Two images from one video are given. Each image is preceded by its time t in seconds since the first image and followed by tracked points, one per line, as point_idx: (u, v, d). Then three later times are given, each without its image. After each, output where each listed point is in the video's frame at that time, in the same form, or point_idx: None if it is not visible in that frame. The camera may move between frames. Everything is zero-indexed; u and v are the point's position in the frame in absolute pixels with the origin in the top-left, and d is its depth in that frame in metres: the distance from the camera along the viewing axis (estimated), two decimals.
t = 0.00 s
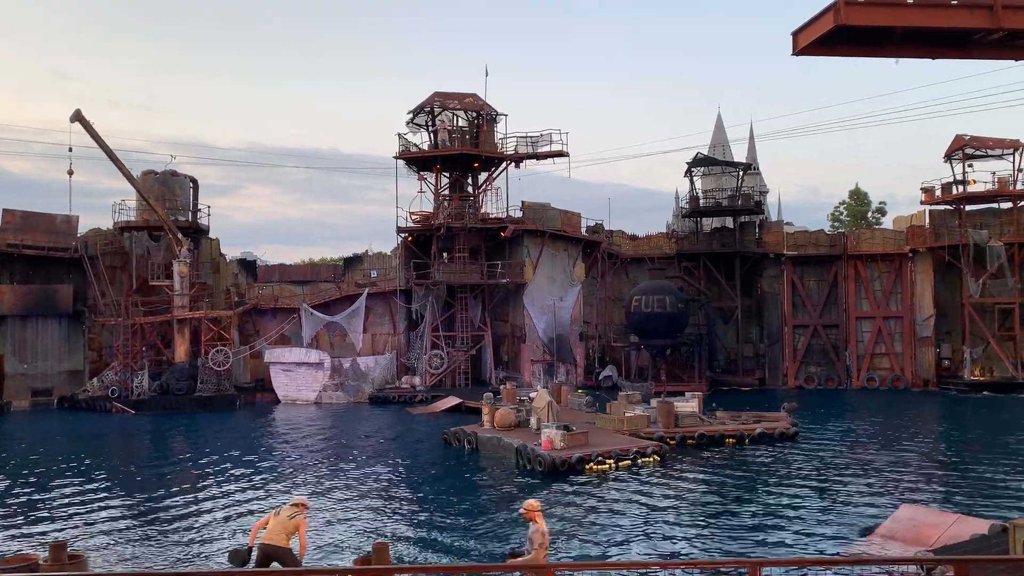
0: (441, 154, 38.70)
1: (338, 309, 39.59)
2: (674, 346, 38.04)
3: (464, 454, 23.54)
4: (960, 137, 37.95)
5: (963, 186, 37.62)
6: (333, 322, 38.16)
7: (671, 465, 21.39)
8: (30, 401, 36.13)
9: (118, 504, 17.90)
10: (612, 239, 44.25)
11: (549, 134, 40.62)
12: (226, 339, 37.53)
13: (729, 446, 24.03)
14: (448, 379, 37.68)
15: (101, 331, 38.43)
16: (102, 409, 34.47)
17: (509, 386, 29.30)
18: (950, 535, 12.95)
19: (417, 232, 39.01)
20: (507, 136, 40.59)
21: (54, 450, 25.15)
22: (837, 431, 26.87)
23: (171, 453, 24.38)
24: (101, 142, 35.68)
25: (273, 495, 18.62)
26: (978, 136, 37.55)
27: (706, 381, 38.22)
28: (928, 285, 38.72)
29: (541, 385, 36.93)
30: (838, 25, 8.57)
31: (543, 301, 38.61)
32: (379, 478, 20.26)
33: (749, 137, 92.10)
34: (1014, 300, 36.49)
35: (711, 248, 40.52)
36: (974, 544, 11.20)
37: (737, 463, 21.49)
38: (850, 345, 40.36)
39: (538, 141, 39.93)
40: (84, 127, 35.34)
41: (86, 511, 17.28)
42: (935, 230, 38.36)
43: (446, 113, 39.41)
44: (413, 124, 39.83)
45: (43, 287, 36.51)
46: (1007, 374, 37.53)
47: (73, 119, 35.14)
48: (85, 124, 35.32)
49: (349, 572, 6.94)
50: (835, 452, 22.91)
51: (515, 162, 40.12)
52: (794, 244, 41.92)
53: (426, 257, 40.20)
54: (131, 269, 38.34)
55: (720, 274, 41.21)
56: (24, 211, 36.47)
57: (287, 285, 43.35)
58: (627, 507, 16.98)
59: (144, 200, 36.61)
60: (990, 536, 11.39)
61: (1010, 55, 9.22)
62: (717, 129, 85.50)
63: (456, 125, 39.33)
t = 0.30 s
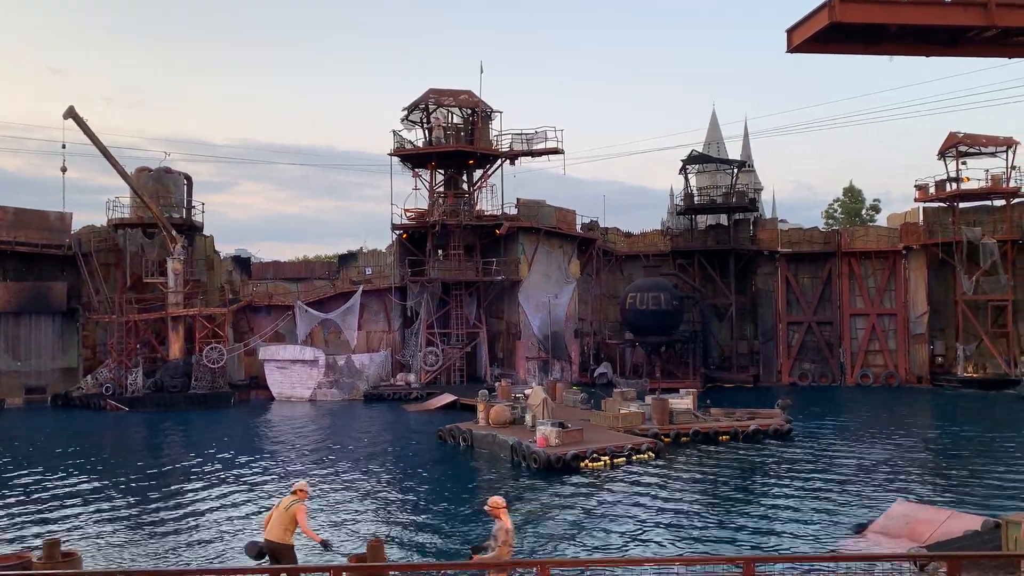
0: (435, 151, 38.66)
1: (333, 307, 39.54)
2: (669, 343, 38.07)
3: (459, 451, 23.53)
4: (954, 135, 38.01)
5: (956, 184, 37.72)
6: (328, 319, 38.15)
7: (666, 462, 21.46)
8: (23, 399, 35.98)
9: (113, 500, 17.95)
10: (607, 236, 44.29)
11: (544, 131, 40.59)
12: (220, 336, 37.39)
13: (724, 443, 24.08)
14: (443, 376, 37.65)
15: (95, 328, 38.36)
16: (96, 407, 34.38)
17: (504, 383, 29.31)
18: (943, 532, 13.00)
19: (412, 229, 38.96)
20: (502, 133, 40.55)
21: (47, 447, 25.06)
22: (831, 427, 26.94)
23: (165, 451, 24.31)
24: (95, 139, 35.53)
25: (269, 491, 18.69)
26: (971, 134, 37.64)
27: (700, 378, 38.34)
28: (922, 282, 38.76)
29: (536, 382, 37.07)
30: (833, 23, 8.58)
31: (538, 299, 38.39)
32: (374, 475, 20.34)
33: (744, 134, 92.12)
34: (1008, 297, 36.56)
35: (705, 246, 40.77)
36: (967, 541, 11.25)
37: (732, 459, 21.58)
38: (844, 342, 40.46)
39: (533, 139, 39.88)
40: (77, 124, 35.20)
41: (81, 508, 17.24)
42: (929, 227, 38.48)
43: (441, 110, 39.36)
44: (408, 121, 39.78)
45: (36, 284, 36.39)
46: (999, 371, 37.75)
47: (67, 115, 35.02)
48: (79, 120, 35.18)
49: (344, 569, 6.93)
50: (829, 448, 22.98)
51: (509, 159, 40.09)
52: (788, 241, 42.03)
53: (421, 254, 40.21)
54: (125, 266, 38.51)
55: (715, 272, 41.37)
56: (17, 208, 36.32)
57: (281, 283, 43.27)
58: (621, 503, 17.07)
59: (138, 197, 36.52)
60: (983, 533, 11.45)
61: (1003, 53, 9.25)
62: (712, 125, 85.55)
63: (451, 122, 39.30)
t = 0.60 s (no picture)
0: (429, 151, 38.62)
1: (326, 306, 39.48)
2: (663, 342, 38.06)
3: (452, 451, 23.52)
4: (946, 135, 38.15)
5: (949, 184, 37.85)
6: (322, 318, 38.06)
7: (659, 461, 21.51)
8: (15, 399, 35.82)
9: (106, 500, 17.91)
10: (601, 236, 44.34)
11: (538, 130, 40.58)
12: (213, 335, 37.33)
13: (717, 442, 24.13)
14: (437, 376, 37.61)
15: (88, 328, 38.24)
16: (89, 406, 34.24)
17: (498, 382, 29.29)
18: (935, 531, 13.03)
19: (406, 228, 38.93)
20: (496, 132, 40.52)
21: (39, 447, 24.94)
22: (824, 426, 27.03)
23: (158, 450, 24.21)
24: (87, 137, 35.40)
25: (261, 491, 18.65)
26: (964, 134, 37.79)
27: (694, 377, 38.37)
28: (915, 282, 38.77)
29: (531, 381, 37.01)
30: (826, 23, 8.59)
31: (532, 299, 38.50)
32: (368, 474, 20.34)
33: (738, 134, 92.28)
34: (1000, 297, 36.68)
35: (699, 245, 40.83)
36: (960, 539, 11.30)
37: (725, 458, 21.63)
38: (837, 341, 40.57)
39: (527, 138, 39.88)
40: (70, 122, 35.04)
41: (72, 508, 17.17)
42: (922, 227, 38.53)
43: (435, 109, 39.35)
44: (402, 120, 39.73)
45: (28, 283, 36.24)
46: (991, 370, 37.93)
47: (59, 114, 34.84)
48: (71, 118, 35.02)
49: (336, 570, 6.94)
50: (822, 448, 23.01)
51: (503, 158, 40.08)
52: (782, 240, 42.29)
53: (415, 254, 40.16)
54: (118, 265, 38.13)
55: (708, 271, 41.55)
56: (9, 207, 36.17)
57: (275, 282, 43.19)
58: (614, 502, 17.09)
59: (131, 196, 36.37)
60: (975, 531, 11.50)
61: (994, 53, 9.29)
62: (706, 125, 85.70)
63: (445, 121, 39.32)
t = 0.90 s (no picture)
0: (425, 153, 38.61)
1: (321, 308, 39.44)
2: (658, 345, 38.04)
3: (447, 453, 23.48)
4: (940, 139, 38.30)
5: (943, 187, 37.97)
6: (316, 320, 38.01)
7: (653, 464, 21.51)
8: (9, 400, 35.69)
9: (98, 502, 17.86)
10: (596, 238, 44.36)
11: (533, 133, 40.60)
12: (208, 337, 37.26)
13: (712, 445, 24.13)
14: (432, 378, 37.58)
15: (82, 329, 38.12)
16: (82, 408, 34.13)
17: (493, 385, 29.23)
18: (928, 534, 13.06)
19: (401, 230, 38.87)
20: (492, 135, 40.53)
21: (33, 449, 24.85)
22: (819, 429, 27.08)
23: (152, 452, 24.14)
24: (82, 138, 35.31)
25: (255, 493, 18.60)
26: (958, 138, 37.92)
27: (689, 380, 38.39)
28: (909, 285, 38.89)
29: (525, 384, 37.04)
30: (821, 27, 8.61)
31: (527, 301, 38.51)
32: (361, 476, 20.31)
33: (733, 137, 92.39)
34: (993, 301, 36.82)
35: (694, 248, 40.87)
36: (953, 542, 11.32)
37: (719, 461, 21.64)
38: (832, 344, 40.67)
39: (523, 140, 39.90)
40: (64, 123, 34.95)
41: (66, 510, 17.13)
42: (916, 230, 38.44)
43: (431, 111, 39.34)
44: (397, 122, 39.72)
45: (22, 284, 36.11)
46: (985, 373, 38.09)
47: (53, 114, 34.75)
48: (65, 119, 34.94)
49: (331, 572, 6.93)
50: (816, 451, 23.03)
51: (499, 161, 40.10)
52: (776, 243, 42.19)
53: (410, 256, 40.13)
54: (111, 266, 38.44)
55: (703, 274, 41.65)
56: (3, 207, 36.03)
57: (269, 283, 43.18)
58: (608, 504, 17.10)
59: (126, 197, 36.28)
60: (969, 534, 11.53)
61: (987, 58, 9.34)
62: (701, 127, 85.83)
63: (441, 124, 39.34)
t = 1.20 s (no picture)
0: (423, 155, 38.60)
1: (318, 310, 39.42)
2: (655, 349, 38.02)
3: (443, 456, 23.45)
4: (937, 145, 38.41)
5: (940, 194, 38.05)
6: (313, 322, 37.97)
7: (649, 468, 21.49)
8: (4, 400, 35.61)
9: (94, 503, 17.83)
10: (594, 242, 44.36)
11: (531, 136, 40.63)
12: (204, 338, 37.19)
13: (708, 449, 24.12)
14: (428, 381, 37.55)
15: (78, 330, 38.05)
16: (77, 409, 34.05)
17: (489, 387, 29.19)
18: (924, 539, 13.07)
19: (398, 233, 38.85)
20: (489, 138, 40.56)
21: (28, 449, 24.78)
22: (815, 434, 27.11)
23: (148, 454, 24.09)
24: (80, 138, 35.27)
25: (250, 495, 18.58)
26: (955, 144, 38.00)
27: (685, 384, 38.38)
28: (905, 291, 38.95)
29: (522, 387, 36.98)
30: (819, 32, 8.63)
31: (524, 304, 38.54)
32: (357, 478, 20.31)
33: (731, 143, 92.55)
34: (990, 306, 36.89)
35: (691, 252, 40.91)
36: (948, 548, 11.32)
37: (715, 466, 21.63)
38: (828, 349, 40.73)
39: (521, 144, 39.92)
40: (62, 123, 34.89)
41: (60, 511, 17.05)
42: (913, 237, 38.73)
43: (429, 114, 39.34)
44: (395, 125, 39.72)
45: (18, 284, 36.03)
46: (981, 379, 38.17)
47: (51, 114, 34.71)
48: (63, 119, 34.89)
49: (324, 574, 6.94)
50: (812, 456, 23.03)
51: (496, 164, 40.12)
52: (773, 248, 42.44)
53: (407, 258, 40.12)
54: (108, 267, 37.98)
55: (700, 278, 41.66)
56: None
57: (266, 285, 43.14)
58: (604, 508, 17.10)
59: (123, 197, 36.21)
60: (964, 540, 11.53)
61: (984, 64, 9.38)
62: (699, 132, 85.97)
63: (439, 126, 39.35)
